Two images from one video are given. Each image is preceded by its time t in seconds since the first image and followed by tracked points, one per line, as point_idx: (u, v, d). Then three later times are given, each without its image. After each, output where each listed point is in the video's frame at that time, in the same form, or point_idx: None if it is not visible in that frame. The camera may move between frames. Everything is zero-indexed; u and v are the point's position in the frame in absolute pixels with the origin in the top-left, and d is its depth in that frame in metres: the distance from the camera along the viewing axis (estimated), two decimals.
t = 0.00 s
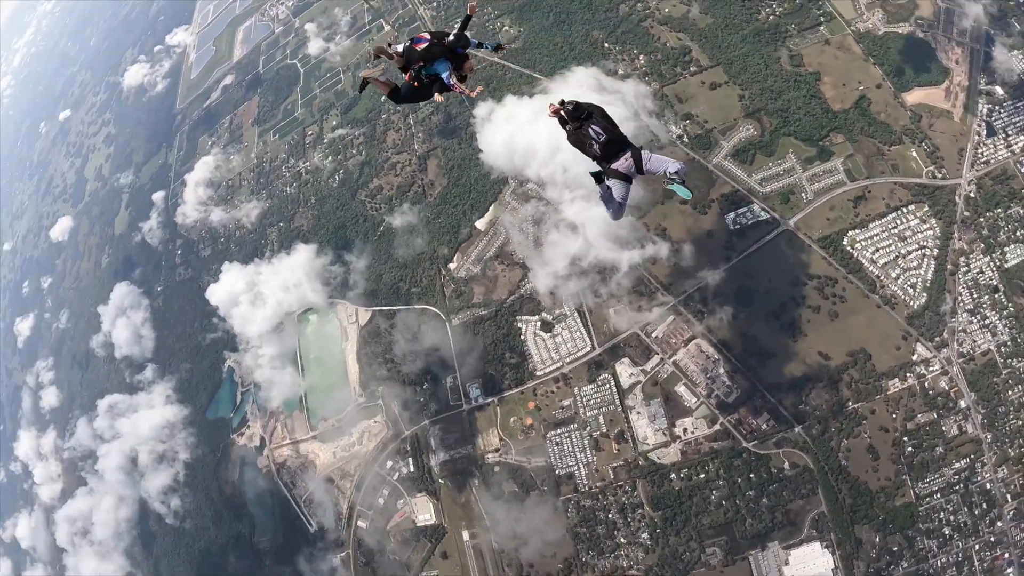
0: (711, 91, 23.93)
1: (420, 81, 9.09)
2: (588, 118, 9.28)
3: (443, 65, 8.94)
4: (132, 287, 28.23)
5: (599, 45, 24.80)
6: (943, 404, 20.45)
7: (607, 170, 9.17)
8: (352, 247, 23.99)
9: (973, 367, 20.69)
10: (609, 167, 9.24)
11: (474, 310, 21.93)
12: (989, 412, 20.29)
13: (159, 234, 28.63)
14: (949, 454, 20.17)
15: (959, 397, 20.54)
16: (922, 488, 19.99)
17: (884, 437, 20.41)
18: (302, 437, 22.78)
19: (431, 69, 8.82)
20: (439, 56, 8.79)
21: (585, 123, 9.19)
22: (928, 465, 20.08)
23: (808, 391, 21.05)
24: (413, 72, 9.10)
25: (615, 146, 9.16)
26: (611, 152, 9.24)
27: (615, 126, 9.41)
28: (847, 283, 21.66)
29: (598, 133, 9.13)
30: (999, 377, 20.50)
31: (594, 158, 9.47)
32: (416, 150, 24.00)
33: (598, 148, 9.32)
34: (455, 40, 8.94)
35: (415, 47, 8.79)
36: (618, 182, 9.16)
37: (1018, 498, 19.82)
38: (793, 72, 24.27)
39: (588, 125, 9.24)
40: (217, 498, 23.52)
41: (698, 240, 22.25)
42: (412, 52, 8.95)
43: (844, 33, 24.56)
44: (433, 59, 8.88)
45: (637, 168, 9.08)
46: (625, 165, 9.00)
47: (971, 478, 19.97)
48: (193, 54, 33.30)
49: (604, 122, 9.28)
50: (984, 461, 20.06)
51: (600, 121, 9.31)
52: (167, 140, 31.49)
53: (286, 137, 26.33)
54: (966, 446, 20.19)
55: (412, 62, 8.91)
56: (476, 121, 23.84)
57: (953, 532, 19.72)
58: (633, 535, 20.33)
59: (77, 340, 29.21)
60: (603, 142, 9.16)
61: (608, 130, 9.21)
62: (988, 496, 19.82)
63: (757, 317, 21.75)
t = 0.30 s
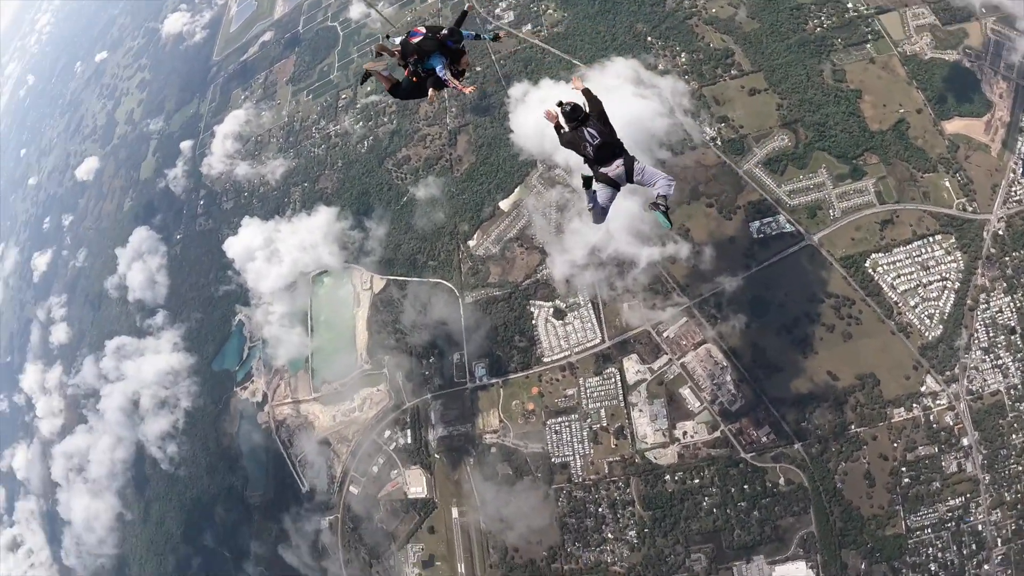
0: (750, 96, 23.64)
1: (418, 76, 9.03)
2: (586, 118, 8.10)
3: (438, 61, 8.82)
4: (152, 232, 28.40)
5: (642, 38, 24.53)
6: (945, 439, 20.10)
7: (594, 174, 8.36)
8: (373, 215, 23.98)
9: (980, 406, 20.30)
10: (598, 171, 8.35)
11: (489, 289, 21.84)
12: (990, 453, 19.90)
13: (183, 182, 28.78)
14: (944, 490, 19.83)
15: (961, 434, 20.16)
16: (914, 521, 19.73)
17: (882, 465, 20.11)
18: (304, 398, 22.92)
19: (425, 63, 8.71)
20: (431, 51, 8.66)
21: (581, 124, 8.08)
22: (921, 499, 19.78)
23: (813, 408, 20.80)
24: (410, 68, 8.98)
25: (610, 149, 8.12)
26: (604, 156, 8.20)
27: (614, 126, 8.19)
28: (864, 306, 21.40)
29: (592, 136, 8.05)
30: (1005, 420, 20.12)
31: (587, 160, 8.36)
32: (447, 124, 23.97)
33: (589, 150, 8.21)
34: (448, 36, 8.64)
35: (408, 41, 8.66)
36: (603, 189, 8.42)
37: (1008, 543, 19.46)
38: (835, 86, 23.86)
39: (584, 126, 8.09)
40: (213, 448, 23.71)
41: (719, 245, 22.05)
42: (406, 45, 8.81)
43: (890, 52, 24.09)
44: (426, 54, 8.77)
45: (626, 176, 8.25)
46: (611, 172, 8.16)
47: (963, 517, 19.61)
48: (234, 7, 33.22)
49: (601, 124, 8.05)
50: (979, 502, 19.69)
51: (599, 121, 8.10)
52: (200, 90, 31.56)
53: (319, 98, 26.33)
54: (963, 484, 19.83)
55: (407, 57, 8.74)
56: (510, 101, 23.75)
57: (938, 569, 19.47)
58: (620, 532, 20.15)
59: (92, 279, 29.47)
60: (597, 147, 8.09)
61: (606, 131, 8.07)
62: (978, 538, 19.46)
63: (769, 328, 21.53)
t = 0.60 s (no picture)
0: (793, 105, 23.28)
1: (423, 70, 8.67)
2: (589, 118, 8.38)
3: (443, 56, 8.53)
4: (181, 178, 28.60)
5: (691, 34, 24.25)
6: (946, 474, 19.66)
7: (593, 176, 8.58)
8: (401, 182, 23.96)
9: (987, 445, 19.78)
10: (598, 172, 8.61)
11: (509, 268, 21.75)
12: (991, 495, 19.41)
13: (217, 130, 28.92)
14: (938, 525, 19.46)
15: (964, 471, 19.67)
16: (903, 552, 19.40)
17: (879, 491, 19.82)
18: (315, 356, 23.07)
19: (429, 56, 8.38)
20: (434, 44, 8.37)
21: (585, 123, 8.31)
22: (914, 531, 19.44)
23: (819, 426, 20.50)
24: (413, 63, 8.61)
25: (610, 151, 8.42)
26: (603, 157, 8.49)
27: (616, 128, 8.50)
28: (882, 329, 20.95)
29: (594, 136, 8.30)
30: (1009, 463, 19.56)
31: (587, 160, 8.60)
32: (485, 99, 23.87)
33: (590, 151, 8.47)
34: (452, 28, 8.36)
35: (411, 35, 8.39)
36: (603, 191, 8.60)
37: None
38: (879, 105, 23.19)
39: (587, 126, 8.35)
40: (220, 396, 23.94)
41: (745, 250, 21.79)
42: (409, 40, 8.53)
43: (939, 77, 23.28)
44: (429, 47, 8.47)
45: (622, 179, 8.51)
46: (611, 173, 8.42)
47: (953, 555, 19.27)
48: None
49: (603, 124, 8.35)
50: (972, 542, 19.28)
51: (600, 122, 8.41)
52: (241, 40, 31.50)
53: (360, 61, 26.39)
54: (959, 522, 19.42)
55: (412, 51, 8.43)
56: (550, 81, 23.64)
57: None
58: (610, 526, 20.09)
59: (118, 218, 29.80)
60: (598, 146, 8.36)
61: (607, 132, 8.34)
62: None
63: (785, 340, 21.25)
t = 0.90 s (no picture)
0: (838, 116, 22.71)
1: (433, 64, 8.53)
2: (595, 120, 8.34)
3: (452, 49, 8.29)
4: (216, 127, 28.77)
5: (742, 33, 23.89)
6: (947, 508, 19.12)
7: (600, 179, 8.79)
8: (435, 151, 23.91)
9: (992, 485, 19.22)
10: (603, 177, 8.81)
11: (535, 248, 21.63)
12: (989, 535, 18.93)
13: (257, 83, 29.00)
14: (932, 558, 19.05)
15: (965, 508, 19.14)
16: None
17: (878, 515, 19.37)
18: (333, 316, 23.21)
19: (439, 50, 8.15)
20: (444, 38, 8.13)
21: (590, 126, 8.28)
22: (906, 561, 19.02)
23: (826, 443, 20.06)
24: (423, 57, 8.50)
25: (614, 156, 8.50)
26: (608, 162, 8.60)
27: (622, 132, 8.50)
28: (900, 353, 20.36)
29: (598, 141, 8.33)
30: (1010, 505, 19.02)
31: (592, 162, 8.70)
32: (528, 76, 23.73)
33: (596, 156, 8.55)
34: (461, 23, 8.13)
35: (420, 29, 8.21)
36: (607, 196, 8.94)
37: None
38: (925, 127, 22.34)
39: (592, 128, 8.32)
40: (234, 345, 24.20)
41: (773, 257, 21.43)
42: (419, 34, 8.37)
43: (989, 106, 22.31)
44: (440, 42, 8.27)
45: (628, 184, 8.78)
46: (617, 179, 8.68)
47: None
48: None
49: (609, 129, 8.34)
50: None
51: (607, 125, 8.42)
52: None
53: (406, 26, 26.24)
54: (952, 558, 18.99)
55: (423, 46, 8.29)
56: (596, 65, 23.55)
57: None
58: (606, 517, 19.97)
59: (151, 160, 30.07)
60: (602, 151, 8.42)
61: (612, 137, 8.36)
62: None
63: (803, 351, 20.82)
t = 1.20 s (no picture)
0: (872, 137, 22.21)
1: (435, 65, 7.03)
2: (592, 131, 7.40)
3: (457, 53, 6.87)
4: (249, 81, 28.76)
5: (786, 41, 23.54)
6: (932, 545, 18.62)
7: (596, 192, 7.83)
8: (465, 127, 24.01)
9: (983, 527, 18.62)
10: (601, 190, 7.86)
11: (554, 235, 21.52)
12: None
13: (294, 41, 28.92)
14: None
15: (950, 546, 18.62)
16: None
17: (864, 543, 18.92)
18: (347, 280, 23.26)
19: (442, 54, 6.75)
20: (449, 40, 6.72)
21: (587, 137, 7.38)
22: None
23: (822, 463, 19.68)
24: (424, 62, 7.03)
25: (612, 169, 7.54)
26: (604, 175, 7.65)
27: (620, 142, 7.60)
28: (906, 382, 19.86)
29: (594, 153, 7.38)
30: (997, 550, 18.44)
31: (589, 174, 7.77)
32: (567, 62, 23.84)
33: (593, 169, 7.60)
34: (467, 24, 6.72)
35: (423, 28, 6.80)
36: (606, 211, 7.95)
37: None
38: (960, 159, 21.67)
39: (589, 140, 7.41)
40: (244, 299, 24.36)
41: (791, 271, 21.19)
42: (421, 33, 6.92)
43: None
44: (444, 43, 6.79)
45: (626, 198, 7.79)
46: (614, 193, 7.71)
47: None
48: None
49: (607, 141, 7.41)
50: None
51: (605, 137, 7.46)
52: None
53: None
54: None
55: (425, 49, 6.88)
56: (635, 58, 23.51)
57: None
58: (593, 511, 19.79)
59: (181, 108, 30.16)
60: (599, 164, 7.47)
61: (610, 148, 7.44)
62: None
63: (811, 369, 20.49)
